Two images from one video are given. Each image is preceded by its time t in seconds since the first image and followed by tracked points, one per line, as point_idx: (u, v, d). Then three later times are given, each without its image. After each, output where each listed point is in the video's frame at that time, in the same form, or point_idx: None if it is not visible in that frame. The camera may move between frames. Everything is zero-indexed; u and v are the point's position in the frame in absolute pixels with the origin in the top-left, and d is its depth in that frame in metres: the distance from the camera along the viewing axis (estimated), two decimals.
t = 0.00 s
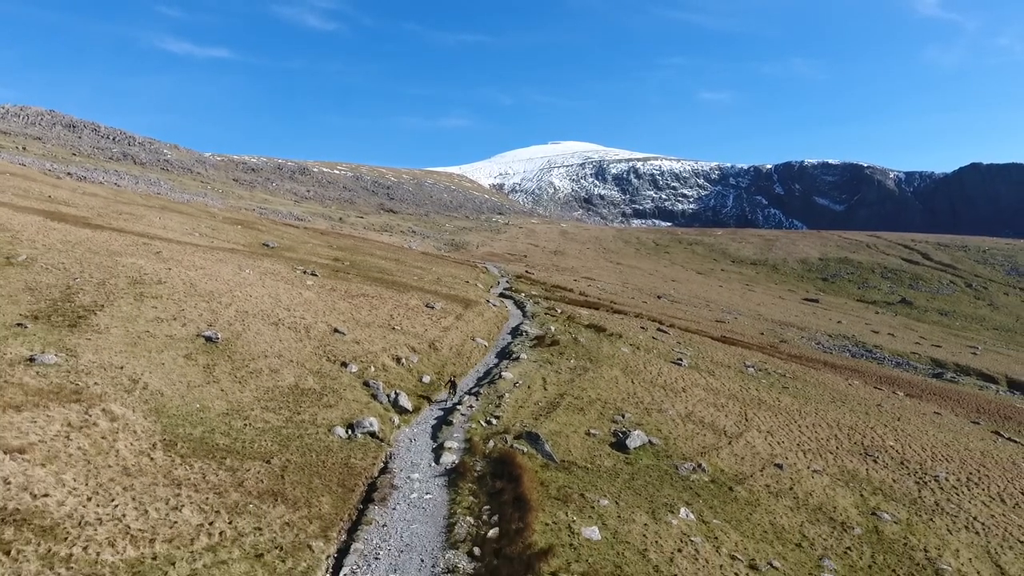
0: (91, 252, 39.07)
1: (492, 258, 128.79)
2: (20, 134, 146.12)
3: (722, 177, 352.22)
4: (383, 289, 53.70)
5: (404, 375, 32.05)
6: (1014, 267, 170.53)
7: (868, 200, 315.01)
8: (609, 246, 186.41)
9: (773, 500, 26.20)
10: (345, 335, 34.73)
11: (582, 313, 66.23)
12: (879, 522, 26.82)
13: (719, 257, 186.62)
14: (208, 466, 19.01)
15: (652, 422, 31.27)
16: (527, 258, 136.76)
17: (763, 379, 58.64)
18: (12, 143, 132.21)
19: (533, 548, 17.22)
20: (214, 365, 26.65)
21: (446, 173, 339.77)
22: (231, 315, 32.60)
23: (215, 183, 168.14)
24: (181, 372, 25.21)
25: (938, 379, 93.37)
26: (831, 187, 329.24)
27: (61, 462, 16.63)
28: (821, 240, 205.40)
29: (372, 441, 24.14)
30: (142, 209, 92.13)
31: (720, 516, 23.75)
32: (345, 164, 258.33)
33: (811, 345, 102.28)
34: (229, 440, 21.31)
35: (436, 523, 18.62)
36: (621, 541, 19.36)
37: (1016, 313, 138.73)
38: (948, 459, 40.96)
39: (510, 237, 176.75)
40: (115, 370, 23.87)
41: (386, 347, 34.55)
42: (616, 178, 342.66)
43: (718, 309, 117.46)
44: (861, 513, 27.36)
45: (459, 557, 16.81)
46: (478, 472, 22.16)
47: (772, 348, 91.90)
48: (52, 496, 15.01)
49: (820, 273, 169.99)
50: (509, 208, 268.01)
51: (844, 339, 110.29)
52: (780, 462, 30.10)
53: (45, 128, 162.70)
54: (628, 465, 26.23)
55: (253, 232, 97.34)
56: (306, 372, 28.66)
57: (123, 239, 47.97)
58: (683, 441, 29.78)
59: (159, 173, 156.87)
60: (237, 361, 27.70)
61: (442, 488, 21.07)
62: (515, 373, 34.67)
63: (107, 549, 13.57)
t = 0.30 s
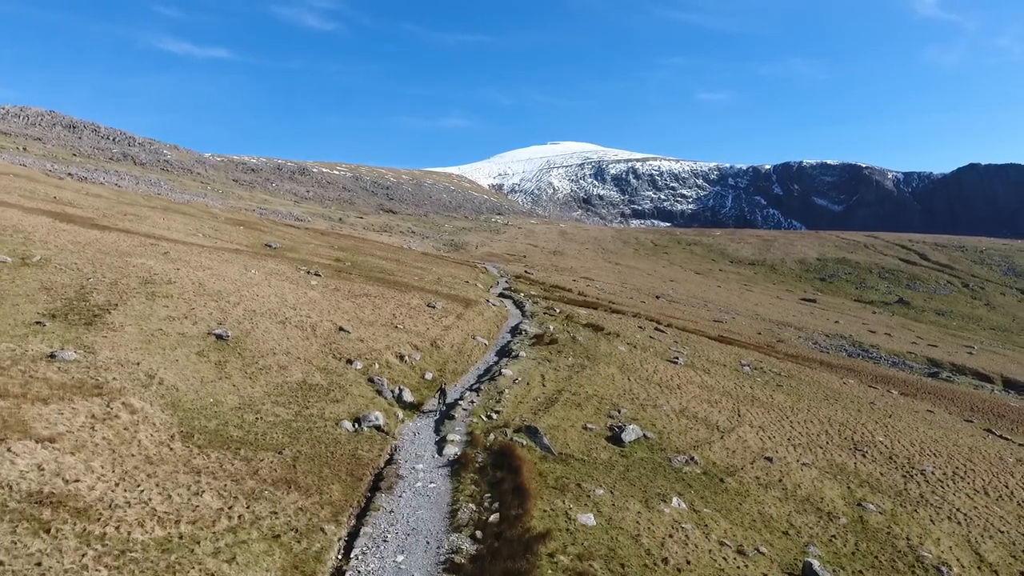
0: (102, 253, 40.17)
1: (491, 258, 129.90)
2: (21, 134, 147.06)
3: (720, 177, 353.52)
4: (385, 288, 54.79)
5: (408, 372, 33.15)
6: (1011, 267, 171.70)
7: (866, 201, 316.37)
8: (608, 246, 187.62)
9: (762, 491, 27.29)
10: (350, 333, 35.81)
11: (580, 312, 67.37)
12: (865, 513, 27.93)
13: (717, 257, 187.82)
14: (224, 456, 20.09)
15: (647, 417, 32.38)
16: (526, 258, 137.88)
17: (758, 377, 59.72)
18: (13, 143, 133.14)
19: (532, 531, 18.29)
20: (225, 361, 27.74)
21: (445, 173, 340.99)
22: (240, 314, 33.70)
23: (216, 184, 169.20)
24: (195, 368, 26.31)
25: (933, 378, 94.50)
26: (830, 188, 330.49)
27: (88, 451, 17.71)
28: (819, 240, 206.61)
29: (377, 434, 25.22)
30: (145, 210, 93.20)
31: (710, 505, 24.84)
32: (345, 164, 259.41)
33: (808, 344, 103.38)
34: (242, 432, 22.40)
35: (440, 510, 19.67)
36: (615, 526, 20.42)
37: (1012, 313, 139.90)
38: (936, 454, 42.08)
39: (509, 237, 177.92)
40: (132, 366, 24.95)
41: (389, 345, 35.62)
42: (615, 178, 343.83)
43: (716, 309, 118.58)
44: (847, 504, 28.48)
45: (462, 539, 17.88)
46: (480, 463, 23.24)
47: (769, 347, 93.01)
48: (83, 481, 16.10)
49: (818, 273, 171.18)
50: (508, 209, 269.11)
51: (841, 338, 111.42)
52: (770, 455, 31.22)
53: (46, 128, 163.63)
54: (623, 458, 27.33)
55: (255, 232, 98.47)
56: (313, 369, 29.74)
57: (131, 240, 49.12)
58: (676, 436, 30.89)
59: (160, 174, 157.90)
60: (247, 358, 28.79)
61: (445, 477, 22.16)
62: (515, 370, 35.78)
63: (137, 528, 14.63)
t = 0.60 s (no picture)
0: (112, 254, 41.29)
1: (490, 259, 131.17)
2: (20, 134, 147.97)
3: (719, 177, 355.01)
4: (386, 288, 56.01)
5: (410, 369, 34.32)
6: (1008, 267, 173.12)
7: (865, 201, 318.01)
8: (606, 246, 188.91)
9: (751, 481, 28.53)
10: (354, 332, 36.98)
11: (578, 312, 68.62)
12: (849, 503, 29.20)
13: (715, 257, 189.19)
14: (239, 446, 21.27)
15: (641, 412, 33.62)
16: (525, 258, 139.17)
17: (752, 375, 61.05)
18: (14, 144, 134.09)
19: (529, 514, 19.46)
20: (236, 358, 28.94)
21: (444, 174, 342.33)
22: (249, 313, 34.87)
23: (216, 184, 170.33)
24: (208, 364, 27.49)
25: (928, 377, 95.79)
26: (828, 188, 332.03)
27: (114, 440, 18.89)
28: (817, 241, 208.02)
29: (383, 427, 26.41)
30: (148, 210, 94.39)
31: (701, 495, 26.03)
32: (345, 164, 260.64)
33: (805, 344, 104.66)
34: (254, 425, 23.55)
35: (442, 497, 20.86)
36: (609, 513, 21.58)
37: (1008, 313, 141.37)
38: (923, 449, 43.39)
39: (508, 237, 179.19)
40: (149, 362, 26.13)
41: (393, 343, 36.80)
42: (614, 178, 345.30)
43: (713, 309, 119.91)
44: (833, 495, 29.70)
45: (464, 522, 19.09)
46: (480, 453, 24.46)
47: (765, 347, 94.41)
48: (112, 467, 17.29)
49: (816, 273, 172.60)
50: (508, 209, 270.36)
51: (837, 338, 112.76)
52: (759, 448, 32.46)
53: (46, 129, 164.55)
54: (618, 450, 28.53)
55: (257, 233, 99.67)
56: (320, 365, 30.91)
57: (139, 241, 50.35)
58: (669, 429, 32.13)
59: (160, 174, 158.93)
60: (256, 355, 29.97)
61: (448, 467, 23.39)
62: (514, 367, 37.01)
63: (165, 509, 15.82)
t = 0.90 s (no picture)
0: (123, 255, 42.59)
1: (490, 259, 132.38)
2: (19, 135, 149.12)
3: (719, 178, 356.56)
4: (388, 288, 57.25)
5: (413, 365, 35.60)
6: (1004, 267, 174.67)
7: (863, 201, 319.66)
8: (605, 246, 190.62)
9: (739, 473, 29.84)
10: (359, 330, 38.26)
11: (577, 311, 69.94)
12: (833, 493, 30.52)
13: (713, 257, 190.62)
14: (253, 436, 22.55)
15: (636, 407, 34.93)
16: (524, 258, 140.60)
17: (746, 373, 62.39)
18: (15, 145, 135.09)
19: (527, 499, 20.75)
20: (247, 355, 30.23)
21: (444, 174, 343.63)
22: (257, 312, 36.16)
23: (216, 185, 171.43)
24: (220, 360, 28.76)
25: (922, 376, 97.14)
26: (827, 188, 333.68)
27: (138, 430, 20.19)
28: (815, 241, 209.58)
29: (388, 421, 27.68)
30: (151, 211, 95.66)
31: (691, 485, 27.34)
32: (344, 165, 261.89)
33: (801, 343, 105.93)
34: (267, 417, 24.83)
35: (445, 484, 22.14)
36: (603, 500, 22.87)
37: (1004, 313, 142.91)
38: (911, 444, 44.73)
39: (508, 237, 180.55)
40: (164, 358, 27.40)
41: (396, 341, 38.06)
42: (612, 178, 346.77)
43: (711, 309, 121.17)
44: (818, 486, 31.03)
45: (467, 507, 20.36)
46: (480, 445, 25.76)
47: (762, 346, 95.74)
48: (139, 454, 18.57)
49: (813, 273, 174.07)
50: (507, 209, 271.59)
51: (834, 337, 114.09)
52: (748, 442, 33.77)
53: (47, 129, 165.46)
54: (612, 443, 29.81)
55: (259, 233, 100.85)
56: (327, 362, 32.21)
57: (147, 242, 51.66)
58: (662, 424, 33.44)
59: (161, 175, 159.99)
60: (266, 352, 31.27)
61: (450, 457, 24.67)
62: (513, 364, 38.31)
63: (190, 492, 17.10)
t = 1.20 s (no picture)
0: (134, 255, 43.90)
1: (490, 259, 133.55)
2: (20, 136, 150.22)
3: (718, 178, 358.22)
4: (390, 288, 58.58)
5: (415, 363, 36.95)
6: (1001, 268, 176.30)
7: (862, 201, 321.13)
8: (604, 246, 192.03)
9: (729, 465, 31.21)
10: (363, 328, 39.58)
11: (575, 311, 71.30)
12: (819, 485, 31.89)
13: (712, 257, 192.15)
14: (267, 427, 23.90)
15: (630, 403, 36.29)
16: (523, 258, 141.97)
17: (741, 371, 63.79)
18: (16, 145, 136.12)
19: (526, 485, 22.09)
20: (257, 352, 31.58)
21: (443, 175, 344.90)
22: (265, 310, 37.50)
23: (217, 185, 172.58)
24: (233, 357, 30.11)
25: (916, 375, 98.65)
26: (826, 188, 335.43)
27: (161, 421, 21.51)
28: (813, 241, 211.17)
29: (392, 414, 29.04)
30: (155, 212, 96.93)
31: (682, 475, 28.71)
32: (344, 166, 263.11)
33: (798, 343, 107.31)
34: (278, 410, 26.17)
35: (448, 472, 23.52)
36: (597, 488, 24.22)
37: (1000, 313, 144.43)
38: (898, 439, 46.17)
39: (507, 237, 181.89)
40: (180, 355, 28.74)
41: (399, 340, 39.40)
42: (612, 179, 348.27)
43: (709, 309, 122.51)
44: (804, 477, 32.42)
45: (469, 493, 21.70)
46: (482, 436, 27.10)
47: (758, 345, 97.23)
48: (163, 443, 19.92)
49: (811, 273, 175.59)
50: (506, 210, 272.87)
51: (830, 337, 115.46)
52: (739, 436, 35.13)
53: (47, 130, 166.44)
54: (607, 436, 31.18)
55: (261, 234, 102.15)
56: (334, 359, 33.55)
57: (156, 243, 52.99)
58: (656, 418, 34.82)
59: (161, 175, 161.17)
60: (275, 349, 32.61)
61: (452, 448, 26.02)
62: (513, 361, 39.66)
63: (213, 477, 18.46)
